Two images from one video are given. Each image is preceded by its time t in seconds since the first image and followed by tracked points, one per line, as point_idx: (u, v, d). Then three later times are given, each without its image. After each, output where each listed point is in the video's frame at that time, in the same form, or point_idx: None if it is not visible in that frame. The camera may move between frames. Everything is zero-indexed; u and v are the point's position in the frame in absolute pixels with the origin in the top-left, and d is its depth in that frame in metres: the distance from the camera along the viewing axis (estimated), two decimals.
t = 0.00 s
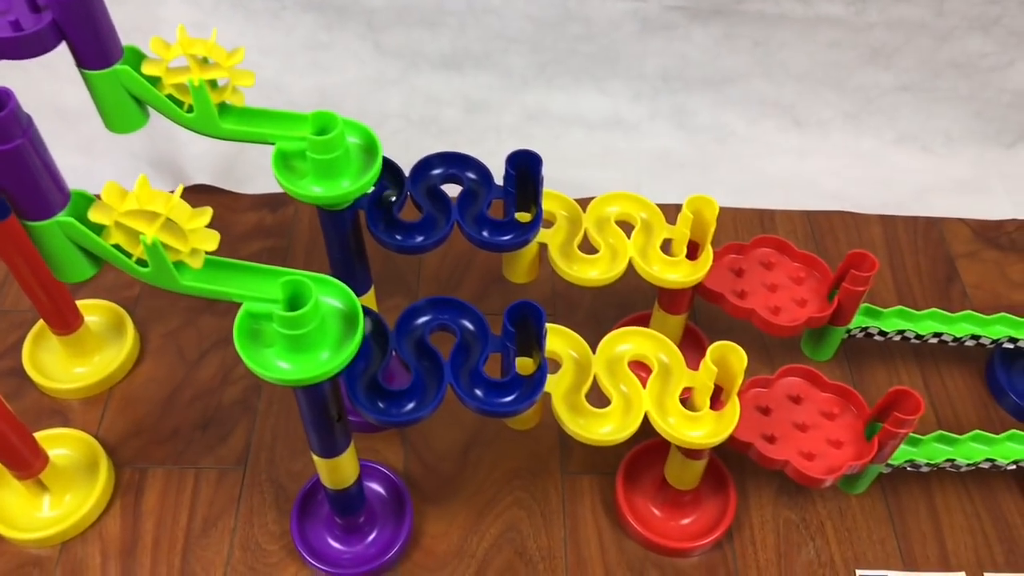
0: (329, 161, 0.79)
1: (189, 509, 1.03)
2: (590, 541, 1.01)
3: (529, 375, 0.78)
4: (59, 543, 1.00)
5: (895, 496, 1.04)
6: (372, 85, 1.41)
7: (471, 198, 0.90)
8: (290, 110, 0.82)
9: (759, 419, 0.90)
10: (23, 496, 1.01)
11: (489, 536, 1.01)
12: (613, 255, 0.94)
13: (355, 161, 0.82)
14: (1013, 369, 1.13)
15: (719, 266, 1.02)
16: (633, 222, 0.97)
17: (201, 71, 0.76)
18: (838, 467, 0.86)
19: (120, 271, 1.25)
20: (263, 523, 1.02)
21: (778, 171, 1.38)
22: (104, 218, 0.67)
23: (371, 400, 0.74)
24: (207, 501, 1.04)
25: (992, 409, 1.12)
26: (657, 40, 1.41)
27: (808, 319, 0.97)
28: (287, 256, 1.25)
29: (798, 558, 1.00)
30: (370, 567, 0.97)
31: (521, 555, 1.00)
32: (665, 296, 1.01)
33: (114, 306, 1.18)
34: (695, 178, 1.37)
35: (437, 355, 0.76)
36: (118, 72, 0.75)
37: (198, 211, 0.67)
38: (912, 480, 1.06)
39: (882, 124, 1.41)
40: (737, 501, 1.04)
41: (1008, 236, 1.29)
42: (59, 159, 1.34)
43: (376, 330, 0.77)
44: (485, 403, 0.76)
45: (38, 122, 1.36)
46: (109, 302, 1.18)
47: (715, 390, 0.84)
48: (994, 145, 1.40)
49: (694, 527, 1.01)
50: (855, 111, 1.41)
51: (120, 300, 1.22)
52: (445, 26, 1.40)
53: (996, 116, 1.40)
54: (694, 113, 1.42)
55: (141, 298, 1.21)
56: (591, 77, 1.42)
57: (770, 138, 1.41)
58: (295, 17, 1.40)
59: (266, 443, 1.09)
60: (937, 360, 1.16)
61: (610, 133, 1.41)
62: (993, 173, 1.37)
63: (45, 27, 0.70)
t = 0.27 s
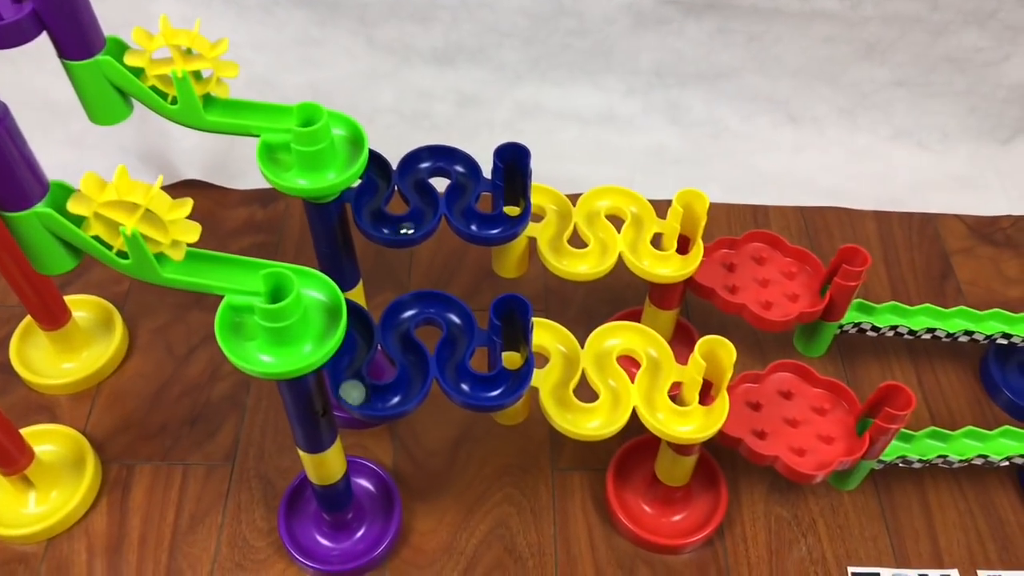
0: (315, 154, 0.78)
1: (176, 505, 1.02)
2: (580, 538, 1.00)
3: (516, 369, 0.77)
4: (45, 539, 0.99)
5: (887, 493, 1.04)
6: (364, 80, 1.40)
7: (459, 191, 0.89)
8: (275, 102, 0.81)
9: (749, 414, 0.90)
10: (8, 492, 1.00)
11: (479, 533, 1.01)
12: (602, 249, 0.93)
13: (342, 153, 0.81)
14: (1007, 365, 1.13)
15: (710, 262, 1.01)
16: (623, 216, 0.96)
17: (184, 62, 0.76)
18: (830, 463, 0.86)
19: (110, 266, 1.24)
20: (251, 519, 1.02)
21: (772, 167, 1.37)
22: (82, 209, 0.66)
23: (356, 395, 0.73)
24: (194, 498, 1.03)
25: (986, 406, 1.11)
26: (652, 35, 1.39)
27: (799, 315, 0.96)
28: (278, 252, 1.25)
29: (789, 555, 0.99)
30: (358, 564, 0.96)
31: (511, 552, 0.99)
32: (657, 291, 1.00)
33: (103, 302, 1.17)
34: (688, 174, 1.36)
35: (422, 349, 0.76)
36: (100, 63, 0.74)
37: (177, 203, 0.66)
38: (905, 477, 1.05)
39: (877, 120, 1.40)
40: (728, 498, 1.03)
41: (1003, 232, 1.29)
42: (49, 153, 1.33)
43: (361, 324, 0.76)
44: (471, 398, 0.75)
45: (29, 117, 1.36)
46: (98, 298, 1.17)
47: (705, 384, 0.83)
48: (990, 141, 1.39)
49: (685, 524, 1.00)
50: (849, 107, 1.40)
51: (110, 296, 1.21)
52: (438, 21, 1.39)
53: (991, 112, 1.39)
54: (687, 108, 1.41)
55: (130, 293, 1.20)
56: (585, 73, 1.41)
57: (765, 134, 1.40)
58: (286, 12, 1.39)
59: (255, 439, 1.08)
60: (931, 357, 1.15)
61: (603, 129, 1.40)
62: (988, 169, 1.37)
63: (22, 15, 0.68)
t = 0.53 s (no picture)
0: (294, 140, 0.78)
1: (161, 494, 1.02)
2: (564, 526, 1.01)
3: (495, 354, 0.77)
4: (29, 527, 0.99)
5: (872, 482, 1.04)
6: (352, 71, 1.40)
7: (441, 178, 0.89)
8: (254, 87, 0.81)
9: (731, 401, 0.90)
10: None
11: (463, 521, 1.01)
12: (585, 237, 0.93)
13: (321, 138, 0.81)
14: (992, 355, 1.13)
15: (694, 250, 1.01)
16: (607, 204, 0.96)
17: (163, 46, 0.76)
18: (812, 449, 0.86)
19: (97, 256, 1.24)
20: (235, 507, 1.02)
21: (760, 158, 1.37)
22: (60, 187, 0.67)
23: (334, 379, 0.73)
24: (179, 486, 1.03)
25: (971, 395, 1.11)
26: (641, 26, 1.40)
27: (783, 303, 0.96)
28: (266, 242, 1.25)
29: (773, 543, 0.99)
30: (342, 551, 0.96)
31: (495, 540, 0.99)
32: (641, 279, 1.00)
33: (89, 291, 1.17)
34: (676, 165, 1.36)
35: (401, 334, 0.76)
36: (78, 47, 0.74)
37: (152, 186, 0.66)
38: (889, 466, 1.05)
39: (866, 111, 1.40)
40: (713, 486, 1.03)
41: (991, 223, 1.29)
42: (37, 144, 1.33)
43: (339, 308, 0.76)
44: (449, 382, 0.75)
45: (17, 108, 1.35)
46: (85, 287, 1.17)
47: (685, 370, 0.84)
48: (978, 133, 1.38)
49: (669, 512, 1.00)
50: (838, 99, 1.40)
51: (97, 286, 1.21)
52: (426, 12, 1.40)
53: (979, 104, 1.39)
54: (676, 100, 1.41)
55: (117, 284, 1.20)
56: (573, 64, 1.41)
57: (754, 125, 1.40)
58: (275, 4, 1.40)
59: (240, 428, 1.08)
60: (917, 347, 1.15)
61: (592, 121, 1.40)
62: (976, 160, 1.36)
63: None
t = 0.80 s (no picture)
0: (265, 119, 0.78)
1: (138, 479, 1.02)
2: (542, 511, 1.00)
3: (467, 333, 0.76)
4: (5, 512, 0.99)
5: (851, 468, 1.03)
6: (336, 60, 1.40)
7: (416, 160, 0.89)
8: (226, 68, 0.81)
9: (707, 385, 0.89)
10: None
11: (440, 507, 1.00)
12: (562, 220, 0.93)
13: (294, 119, 0.81)
14: (973, 343, 1.12)
15: (672, 235, 1.01)
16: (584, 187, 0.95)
17: (132, 24, 0.75)
18: (787, 431, 0.85)
19: (78, 244, 1.24)
20: (213, 492, 1.01)
21: (744, 147, 1.37)
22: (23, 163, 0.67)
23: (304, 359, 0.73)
24: (156, 472, 1.03)
25: (953, 382, 1.11)
26: (625, 16, 1.40)
27: (760, 287, 0.96)
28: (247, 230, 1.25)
29: (751, 529, 0.99)
30: (319, 536, 0.96)
31: (472, 525, 0.99)
32: (619, 263, 1.00)
33: (70, 278, 1.17)
34: (661, 154, 1.35)
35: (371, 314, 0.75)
36: (47, 25, 0.74)
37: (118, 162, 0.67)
38: (869, 452, 1.05)
39: (850, 100, 1.40)
40: (692, 472, 1.02)
41: (975, 211, 1.28)
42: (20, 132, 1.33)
43: (310, 288, 0.76)
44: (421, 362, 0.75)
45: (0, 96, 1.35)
46: (65, 274, 1.17)
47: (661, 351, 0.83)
48: (963, 122, 1.38)
49: (648, 497, 1.00)
50: (823, 87, 1.40)
51: (78, 273, 1.21)
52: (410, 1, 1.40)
53: (964, 93, 1.38)
54: (661, 89, 1.40)
55: (98, 271, 1.20)
56: (558, 54, 1.41)
57: (738, 114, 1.39)
58: None
59: (219, 414, 1.08)
60: (899, 334, 1.15)
61: (577, 110, 1.39)
62: (961, 149, 1.36)
63: None
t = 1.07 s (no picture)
0: (230, 102, 0.77)
1: (110, 471, 1.01)
2: (518, 502, 0.99)
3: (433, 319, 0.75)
4: None
5: (831, 459, 1.02)
6: (317, 51, 1.39)
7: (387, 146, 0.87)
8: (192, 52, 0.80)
9: (682, 373, 0.88)
10: None
11: (415, 498, 0.99)
12: (536, 207, 0.92)
13: (260, 103, 0.80)
14: (955, 334, 1.12)
15: (649, 224, 1.00)
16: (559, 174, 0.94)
17: (94, 6, 0.74)
18: (761, 420, 0.84)
19: (55, 234, 1.23)
20: (185, 483, 1.00)
21: (728, 138, 1.35)
22: None
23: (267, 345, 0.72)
24: (129, 463, 1.02)
25: (935, 372, 1.10)
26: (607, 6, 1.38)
27: (737, 275, 0.95)
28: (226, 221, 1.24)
29: (728, 520, 0.97)
30: (292, 526, 0.95)
31: (447, 516, 0.98)
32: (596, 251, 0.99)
33: (45, 268, 1.16)
34: (644, 144, 1.34)
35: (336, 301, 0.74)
36: (6, 7, 0.73)
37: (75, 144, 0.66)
38: (849, 443, 1.04)
39: (835, 91, 1.39)
40: (669, 463, 1.01)
41: (960, 202, 1.27)
42: None
43: (276, 274, 0.75)
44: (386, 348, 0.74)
45: None
46: (40, 264, 1.16)
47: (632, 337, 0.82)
48: (948, 113, 1.38)
49: (626, 487, 0.99)
50: (808, 77, 1.39)
51: (54, 263, 1.20)
52: None
53: (950, 82, 1.37)
54: (645, 79, 1.39)
55: (75, 261, 1.19)
56: (541, 44, 1.40)
57: (722, 105, 1.39)
58: None
59: (193, 405, 1.07)
60: (882, 325, 1.14)
61: (560, 100, 1.38)
62: (947, 139, 1.35)
63: None
